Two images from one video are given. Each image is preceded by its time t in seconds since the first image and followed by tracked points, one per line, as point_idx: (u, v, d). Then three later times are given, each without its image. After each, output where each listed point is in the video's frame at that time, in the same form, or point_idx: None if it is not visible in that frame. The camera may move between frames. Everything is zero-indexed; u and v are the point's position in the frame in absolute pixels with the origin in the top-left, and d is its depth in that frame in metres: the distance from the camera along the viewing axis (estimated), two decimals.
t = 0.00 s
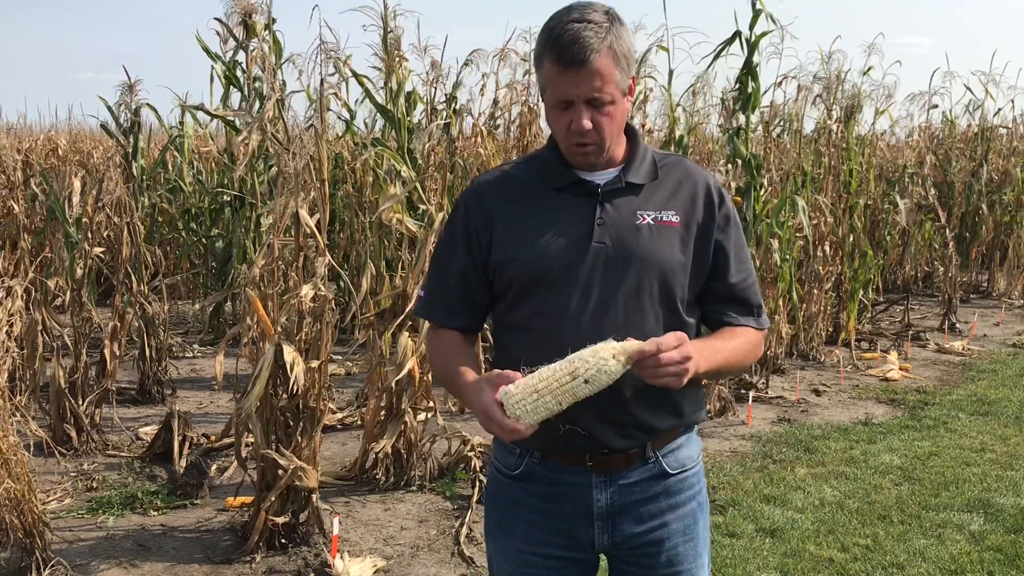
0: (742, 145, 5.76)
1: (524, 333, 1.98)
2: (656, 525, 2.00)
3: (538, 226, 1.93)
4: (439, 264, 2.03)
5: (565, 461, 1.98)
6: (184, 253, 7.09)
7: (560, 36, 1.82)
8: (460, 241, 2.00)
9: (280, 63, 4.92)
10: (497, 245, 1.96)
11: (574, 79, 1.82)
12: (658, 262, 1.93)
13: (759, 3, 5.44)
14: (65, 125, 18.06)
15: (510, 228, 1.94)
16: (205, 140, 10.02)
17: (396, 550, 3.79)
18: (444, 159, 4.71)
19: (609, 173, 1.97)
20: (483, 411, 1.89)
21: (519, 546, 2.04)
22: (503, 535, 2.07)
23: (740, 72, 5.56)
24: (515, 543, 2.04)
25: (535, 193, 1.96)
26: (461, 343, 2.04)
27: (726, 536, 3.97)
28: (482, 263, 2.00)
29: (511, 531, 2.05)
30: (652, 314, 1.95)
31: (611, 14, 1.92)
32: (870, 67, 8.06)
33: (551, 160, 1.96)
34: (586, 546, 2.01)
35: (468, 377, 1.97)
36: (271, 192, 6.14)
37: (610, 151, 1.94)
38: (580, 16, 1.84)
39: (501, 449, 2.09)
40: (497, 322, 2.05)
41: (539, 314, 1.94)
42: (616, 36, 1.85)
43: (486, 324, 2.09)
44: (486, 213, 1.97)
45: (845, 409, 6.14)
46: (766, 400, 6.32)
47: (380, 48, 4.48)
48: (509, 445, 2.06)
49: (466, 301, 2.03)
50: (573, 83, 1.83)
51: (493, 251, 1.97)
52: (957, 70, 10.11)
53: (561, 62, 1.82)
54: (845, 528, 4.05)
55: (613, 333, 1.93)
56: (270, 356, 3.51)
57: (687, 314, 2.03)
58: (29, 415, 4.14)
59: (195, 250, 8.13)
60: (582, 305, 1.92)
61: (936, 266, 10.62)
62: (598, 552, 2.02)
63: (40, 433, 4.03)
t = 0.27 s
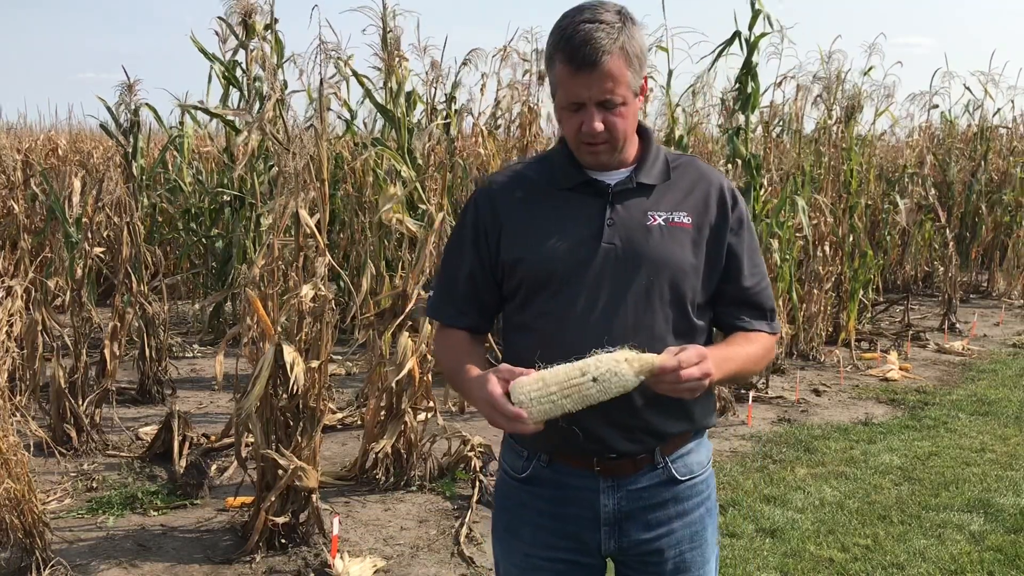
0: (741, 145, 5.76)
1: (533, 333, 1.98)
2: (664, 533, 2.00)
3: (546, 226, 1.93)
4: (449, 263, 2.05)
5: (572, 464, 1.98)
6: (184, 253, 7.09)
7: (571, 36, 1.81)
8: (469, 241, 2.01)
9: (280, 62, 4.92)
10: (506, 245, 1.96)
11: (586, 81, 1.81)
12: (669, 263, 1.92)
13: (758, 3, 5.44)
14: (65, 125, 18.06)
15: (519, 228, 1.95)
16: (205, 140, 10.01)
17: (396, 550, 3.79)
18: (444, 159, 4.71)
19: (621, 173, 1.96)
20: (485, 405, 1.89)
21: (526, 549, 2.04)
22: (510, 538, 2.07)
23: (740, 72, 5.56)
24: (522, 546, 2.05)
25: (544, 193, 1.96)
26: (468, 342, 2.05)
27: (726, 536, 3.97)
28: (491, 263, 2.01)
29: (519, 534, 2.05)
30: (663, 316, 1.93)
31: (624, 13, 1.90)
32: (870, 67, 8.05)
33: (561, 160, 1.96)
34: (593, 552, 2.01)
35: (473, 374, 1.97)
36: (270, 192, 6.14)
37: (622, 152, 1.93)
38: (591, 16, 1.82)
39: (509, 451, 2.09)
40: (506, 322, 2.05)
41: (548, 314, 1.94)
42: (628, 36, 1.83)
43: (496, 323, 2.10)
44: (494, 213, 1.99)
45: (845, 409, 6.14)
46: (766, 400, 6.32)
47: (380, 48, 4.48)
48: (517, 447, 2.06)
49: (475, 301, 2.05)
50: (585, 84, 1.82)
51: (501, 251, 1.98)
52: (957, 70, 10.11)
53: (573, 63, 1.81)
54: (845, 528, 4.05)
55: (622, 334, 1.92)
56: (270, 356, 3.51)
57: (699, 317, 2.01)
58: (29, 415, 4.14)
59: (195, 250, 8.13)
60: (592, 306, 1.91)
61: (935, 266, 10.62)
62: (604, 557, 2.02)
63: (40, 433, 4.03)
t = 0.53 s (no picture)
0: (741, 145, 5.76)
1: (540, 334, 1.98)
2: (669, 537, 1.99)
3: (555, 226, 1.93)
4: (457, 262, 2.06)
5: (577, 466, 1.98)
6: (184, 253, 7.08)
7: (583, 39, 1.80)
8: (478, 240, 2.02)
9: (279, 62, 4.92)
10: (515, 245, 1.97)
11: (599, 85, 1.81)
12: (679, 266, 1.91)
13: (758, 3, 5.44)
14: (65, 125, 18.06)
15: (527, 228, 1.95)
16: (205, 140, 10.01)
17: (396, 550, 3.79)
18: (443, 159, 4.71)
19: (632, 175, 1.96)
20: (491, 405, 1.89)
21: (530, 550, 2.04)
22: (515, 539, 2.08)
23: (740, 72, 5.56)
24: (526, 547, 2.05)
25: (552, 193, 1.96)
26: (475, 342, 2.06)
27: (726, 536, 3.97)
28: (499, 262, 2.02)
29: (523, 535, 2.05)
30: (672, 318, 1.93)
31: (638, 13, 1.89)
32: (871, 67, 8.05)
33: (572, 160, 1.96)
34: (597, 554, 2.01)
35: (480, 373, 1.98)
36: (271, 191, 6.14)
37: (634, 154, 1.92)
38: (604, 19, 1.81)
39: (514, 451, 2.09)
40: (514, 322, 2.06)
41: (556, 316, 1.94)
42: (641, 38, 1.82)
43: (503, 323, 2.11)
44: (503, 212, 1.99)
45: (845, 409, 6.14)
46: (766, 400, 6.32)
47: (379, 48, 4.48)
48: (523, 447, 2.07)
49: (483, 300, 2.06)
50: (598, 88, 1.81)
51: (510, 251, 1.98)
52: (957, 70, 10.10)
53: (585, 67, 1.80)
54: (844, 528, 4.05)
55: (630, 336, 1.91)
56: (270, 355, 3.51)
57: (707, 320, 2.00)
58: (29, 415, 4.14)
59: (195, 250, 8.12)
60: (600, 308, 1.91)
61: (935, 266, 10.62)
62: (608, 560, 2.03)
63: (40, 433, 4.03)
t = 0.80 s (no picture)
0: (741, 146, 5.76)
1: (546, 334, 1.97)
2: (673, 539, 2.00)
3: (561, 226, 1.93)
4: (462, 261, 2.06)
5: (580, 468, 1.98)
6: (184, 253, 7.08)
7: (593, 40, 1.79)
8: (483, 239, 2.02)
9: (279, 62, 4.91)
10: (520, 244, 1.97)
11: (608, 86, 1.80)
12: (685, 268, 1.91)
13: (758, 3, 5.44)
14: (65, 125, 18.06)
15: (533, 228, 1.95)
16: (206, 141, 10.00)
17: (396, 550, 3.79)
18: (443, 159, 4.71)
19: (639, 176, 1.96)
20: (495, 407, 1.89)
21: (533, 551, 2.04)
22: (518, 540, 2.08)
23: (740, 72, 5.56)
24: (529, 548, 2.05)
25: (558, 192, 1.96)
26: (481, 343, 2.07)
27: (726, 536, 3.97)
28: (504, 262, 2.02)
29: (526, 536, 2.06)
30: (678, 320, 1.93)
31: (646, 14, 1.88)
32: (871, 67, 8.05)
33: (578, 160, 1.96)
34: (600, 556, 2.01)
35: (484, 374, 1.98)
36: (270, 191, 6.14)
37: (641, 155, 1.92)
38: (613, 20, 1.81)
39: (518, 452, 2.09)
40: (519, 323, 2.06)
41: (562, 317, 1.94)
42: (650, 40, 1.82)
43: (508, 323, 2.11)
44: (509, 211, 1.99)
45: (845, 409, 6.14)
46: (766, 400, 6.32)
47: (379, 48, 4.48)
48: (526, 449, 2.06)
49: (487, 299, 2.06)
50: (607, 89, 1.81)
51: (515, 250, 1.98)
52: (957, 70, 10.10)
53: (595, 67, 1.79)
54: (845, 528, 4.05)
55: (635, 338, 1.91)
56: (270, 355, 3.51)
57: (713, 323, 2.00)
58: (29, 415, 4.14)
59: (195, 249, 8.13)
60: (606, 309, 1.91)
61: (935, 266, 10.62)
62: (611, 562, 2.03)
63: (39, 433, 4.03)
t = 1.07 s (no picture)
0: (741, 145, 5.76)
1: (549, 335, 1.97)
2: (677, 540, 2.00)
3: (564, 226, 1.93)
4: (465, 261, 2.06)
5: (584, 470, 1.98)
6: (184, 253, 7.08)
7: (596, 40, 1.79)
8: (486, 239, 2.02)
9: (279, 62, 4.91)
10: (523, 245, 1.97)
11: (612, 87, 1.80)
12: (689, 268, 1.91)
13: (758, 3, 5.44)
14: (64, 126, 18.06)
15: (536, 228, 1.95)
16: (206, 141, 10.00)
17: (396, 550, 3.79)
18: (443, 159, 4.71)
19: (642, 176, 1.96)
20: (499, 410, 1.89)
21: (536, 552, 2.04)
22: (521, 542, 2.08)
23: (740, 72, 5.56)
24: (532, 550, 2.05)
25: (562, 192, 1.96)
26: (483, 343, 2.07)
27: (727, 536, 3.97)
28: (507, 262, 2.02)
29: (529, 538, 2.05)
30: (682, 321, 1.93)
31: (650, 14, 1.88)
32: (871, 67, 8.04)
33: (581, 161, 1.96)
34: (604, 558, 2.01)
35: (486, 374, 1.99)
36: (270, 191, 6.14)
37: (645, 155, 1.92)
38: (617, 21, 1.81)
39: (521, 453, 2.09)
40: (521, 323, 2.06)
41: (565, 317, 1.94)
42: (654, 41, 1.82)
43: (510, 323, 2.11)
44: (512, 211, 1.99)
45: (845, 409, 6.14)
46: (766, 399, 6.32)
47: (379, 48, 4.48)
48: (529, 449, 2.06)
49: (489, 300, 2.06)
50: (611, 90, 1.80)
51: (517, 250, 1.98)
52: (957, 70, 10.10)
53: (598, 68, 1.79)
54: (845, 528, 4.05)
55: (639, 339, 1.91)
56: (270, 356, 3.51)
57: (716, 323, 2.00)
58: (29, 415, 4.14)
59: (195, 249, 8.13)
60: (610, 310, 1.90)
61: (935, 266, 10.62)
62: (615, 564, 2.03)
63: (39, 433, 4.03)
